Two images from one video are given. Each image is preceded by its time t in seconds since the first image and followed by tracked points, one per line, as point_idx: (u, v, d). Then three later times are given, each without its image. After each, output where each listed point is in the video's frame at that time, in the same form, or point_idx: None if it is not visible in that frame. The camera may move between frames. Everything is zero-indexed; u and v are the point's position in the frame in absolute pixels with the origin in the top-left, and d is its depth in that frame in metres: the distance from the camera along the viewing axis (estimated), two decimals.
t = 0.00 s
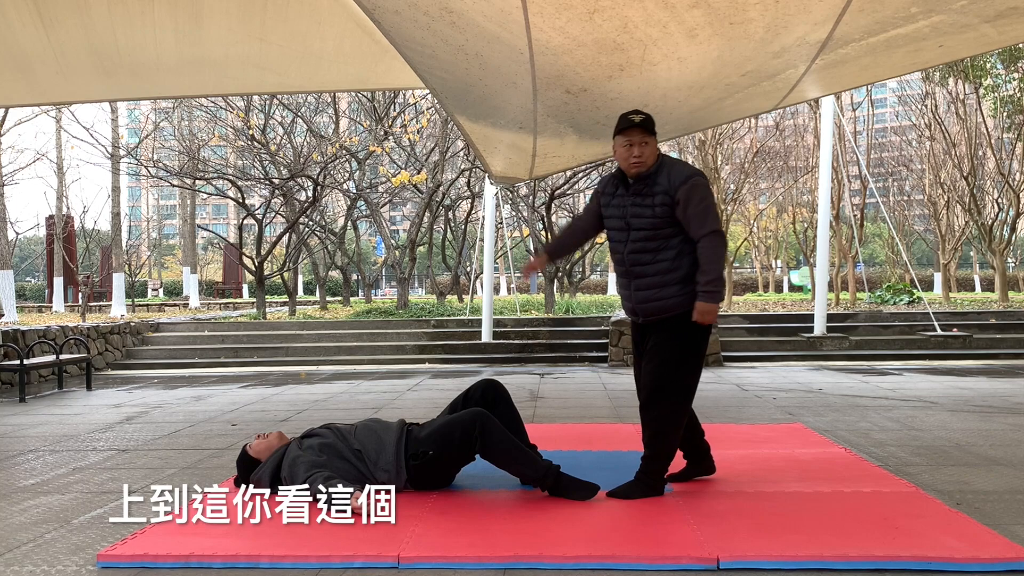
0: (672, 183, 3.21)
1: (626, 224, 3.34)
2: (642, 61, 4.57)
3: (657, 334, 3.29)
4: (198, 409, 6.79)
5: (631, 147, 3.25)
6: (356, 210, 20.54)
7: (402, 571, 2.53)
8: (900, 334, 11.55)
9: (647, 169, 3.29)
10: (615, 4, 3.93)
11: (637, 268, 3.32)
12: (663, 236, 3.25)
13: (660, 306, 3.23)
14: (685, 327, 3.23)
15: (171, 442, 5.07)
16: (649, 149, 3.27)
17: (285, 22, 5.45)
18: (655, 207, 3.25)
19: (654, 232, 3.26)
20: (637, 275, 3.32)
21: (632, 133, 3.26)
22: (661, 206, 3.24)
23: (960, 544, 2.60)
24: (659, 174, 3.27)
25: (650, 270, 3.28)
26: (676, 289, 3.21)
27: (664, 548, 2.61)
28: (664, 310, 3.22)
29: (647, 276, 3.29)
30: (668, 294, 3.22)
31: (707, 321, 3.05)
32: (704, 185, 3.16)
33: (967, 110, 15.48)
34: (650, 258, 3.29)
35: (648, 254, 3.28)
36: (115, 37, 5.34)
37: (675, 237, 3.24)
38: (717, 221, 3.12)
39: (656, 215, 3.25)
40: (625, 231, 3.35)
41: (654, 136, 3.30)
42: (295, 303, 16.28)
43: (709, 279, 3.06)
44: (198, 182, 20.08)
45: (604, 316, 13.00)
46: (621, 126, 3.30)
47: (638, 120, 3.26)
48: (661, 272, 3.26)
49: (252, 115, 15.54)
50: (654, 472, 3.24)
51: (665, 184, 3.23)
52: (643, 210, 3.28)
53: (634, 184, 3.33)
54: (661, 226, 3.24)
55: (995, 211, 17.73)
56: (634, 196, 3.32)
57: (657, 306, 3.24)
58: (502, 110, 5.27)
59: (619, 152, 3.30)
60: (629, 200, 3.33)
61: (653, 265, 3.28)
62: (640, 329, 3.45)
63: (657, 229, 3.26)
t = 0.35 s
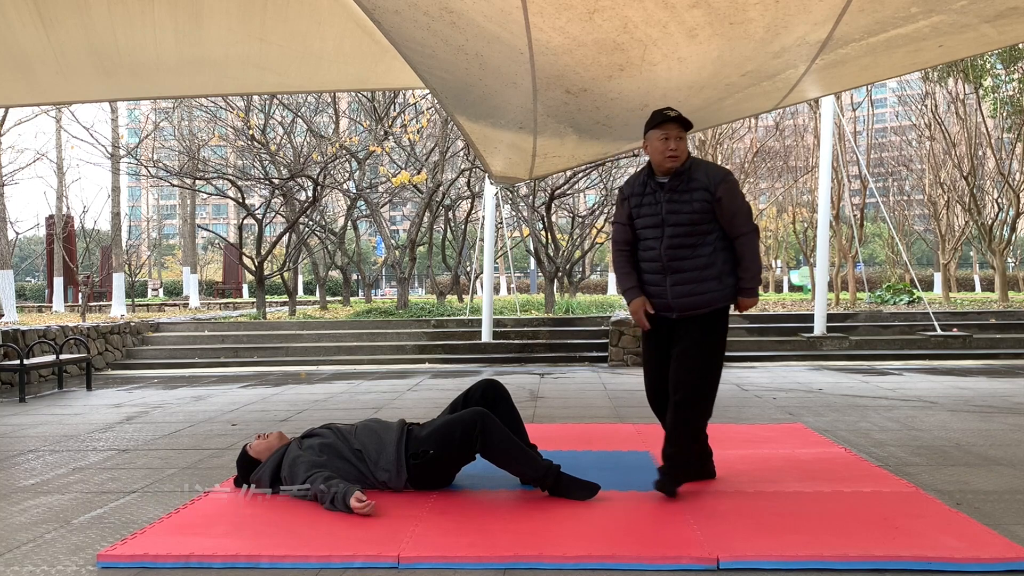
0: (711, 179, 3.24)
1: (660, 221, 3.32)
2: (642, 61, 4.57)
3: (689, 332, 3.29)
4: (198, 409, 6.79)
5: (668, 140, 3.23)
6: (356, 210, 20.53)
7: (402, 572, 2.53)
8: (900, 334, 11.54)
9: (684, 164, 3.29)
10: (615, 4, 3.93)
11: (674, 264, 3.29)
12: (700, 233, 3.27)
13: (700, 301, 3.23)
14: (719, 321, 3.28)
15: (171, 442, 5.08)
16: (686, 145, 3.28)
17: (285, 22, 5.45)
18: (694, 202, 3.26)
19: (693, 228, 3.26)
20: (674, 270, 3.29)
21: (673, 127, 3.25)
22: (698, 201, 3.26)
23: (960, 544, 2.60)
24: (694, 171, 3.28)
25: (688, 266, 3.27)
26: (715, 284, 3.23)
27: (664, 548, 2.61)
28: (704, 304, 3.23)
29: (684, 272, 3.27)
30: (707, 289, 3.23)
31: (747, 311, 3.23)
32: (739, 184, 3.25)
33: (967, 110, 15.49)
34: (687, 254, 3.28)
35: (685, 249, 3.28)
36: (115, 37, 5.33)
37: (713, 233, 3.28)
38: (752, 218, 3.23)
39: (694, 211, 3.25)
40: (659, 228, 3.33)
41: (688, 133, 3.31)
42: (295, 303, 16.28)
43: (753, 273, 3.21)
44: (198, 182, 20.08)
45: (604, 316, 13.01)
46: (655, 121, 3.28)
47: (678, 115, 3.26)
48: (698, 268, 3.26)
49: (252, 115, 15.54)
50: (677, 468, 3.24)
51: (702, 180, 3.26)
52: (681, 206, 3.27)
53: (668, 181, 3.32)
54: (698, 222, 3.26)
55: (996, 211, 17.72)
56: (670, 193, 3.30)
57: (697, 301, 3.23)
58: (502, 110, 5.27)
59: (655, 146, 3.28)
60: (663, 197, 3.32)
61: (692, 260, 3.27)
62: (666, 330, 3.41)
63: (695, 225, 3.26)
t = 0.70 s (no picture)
0: (736, 174, 3.23)
1: (683, 214, 3.32)
2: (642, 61, 4.58)
3: (715, 329, 3.28)
4: (198, 409, 6.79)
5: (699, 132, 3.25)
6: (356, 210, 20.53)
7: (402, 572, 2.52)
8: (900, 334, 11.55)
9: (707, 158, 3.28)
10: (615, 4, 3.93)
11: (694, 258, 3.29)
12: (722, 228, 3.26)
13: (717, 297, 3.22)
14: (738, 321, 3.23)
15: (171, 442, 5.08)
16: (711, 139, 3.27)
17: (285, 22, 5.45)
18: (717, 197, 3.25)
19: (714, 222, 3.25)
20: (693, 264, 3.29)
21: (700, 121, 3.27)
22: (722, 197, 3.24)
23: (960, 544, 2.60)
24: (719, 166, 3.28)
25: (708, 261, 3.26)
26: (733, 281, 3.22)
27: (665, 547, 2.61)
28: (722, 301, 3.22)
29: (704, 267, 3.26)
30: (725, 286, 3.22)
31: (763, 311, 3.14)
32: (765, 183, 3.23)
33: (967, 110, 15.49)
34: (707, 249, 3.27)
35: (705, 244, 3.27)
36: (115, 37, 5.33)
37: (734, 229, 3.25)
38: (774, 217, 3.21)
39: (717, 205, 3.25)
40: (681, 221, 3.33)
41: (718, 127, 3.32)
42: (295, 303, 16.28)
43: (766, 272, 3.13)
44: (198, 182, 20.08)
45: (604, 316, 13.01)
46: (687, 112, 3.29)
47: (705, 109, 3.27)
48: (718, 263, 3.25)
49: (253, 115, 15.54)
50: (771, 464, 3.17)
51: (726, 176, 3.25)
52: (703, 200, 3.27)
53: (693, 174, 3.32)
54: (719, 217, 3.25)
55: (995, 212, 17.72)
56: (694, 186, 3.30)
57: (714, 297, 3.22)
58: (503, 111, 5.27)
59: (684, 138, 3.29)
60: (687, 190, 3.32)
61: (712, 255, 3.26)
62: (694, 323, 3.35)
63: (717, 219, 3.25)
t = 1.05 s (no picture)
0: (792, 166, 3.12)
1: (738, 206, 3.15)
2: (642, 61, 4.58)
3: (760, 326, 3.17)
4: (198, 409, 6.79)
5: (758, 121, 3.09)
6: (356, 210, 20.53)
7: (402, 572, 2.52)
8: (900, 334, 11.54)
9: (762, 149, 3.13)
10: (615, 4, 3.93)
11: (750, 252, 3.13)
12: (777, 221, 3.12)
13: (773, 293, 3.10)
14: (785, 318, 3.13)
15: (171, 442, 5.08)
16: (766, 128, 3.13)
17: (285, 22, 5.45)
18: (774, 188, 3.11)
19: (771, 215, 3.11)
20: (749, 258, 3.13)
21: (757, 109, 3.10)
22: (779, 188, 3.11)
23: (960, 544, 2.60)
24: (774, 157, 3.15)
25: (765, 255, 3.12)
26: (788, 276, 3.11)
27: (665, 547, 2.61)
28: (775, 297, 3.10)
29: (760, 262, 3.11)
30: (780, 282, 3.10)
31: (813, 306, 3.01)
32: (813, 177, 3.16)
33: (967, 110, 15.49)
34: (763, 242, 3.12)
35: (761, 237, 3.12)
36: (115, 37, 5.33)
37: (789, 223, 3.14)
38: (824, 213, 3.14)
39: (775, 197, 3.11)
40: (735, 213, 3.15)
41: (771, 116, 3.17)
42: (295, 304, 16.28)
43: (822, 267, 3.03)
44: (198, 182, 20.08)
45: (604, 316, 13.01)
46: (745, 99, 3.10)
47: (760, 97, 3.12)
48: (774, 257, 3.11)
49: (253, 115, 15.54)
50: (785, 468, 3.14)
51: (780, 167, 3.13)
52: (760, 191, 3.12)
53: (747, 165, 3.15)
54: (777, 209, 3.11)
55: (996, 211, 17.70)
56: (748, 177, 3.14)
57: (770, 293, 3.09)
58: (503, 110, 5.27)
59: (740, 126, 3.11)
60: (740, 180, 3.15)
61: (769, 249, 3.12)
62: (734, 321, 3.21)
63: (774, 211, 3.11)
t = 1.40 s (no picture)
0: (832, 162, 3.06)
1: (786, 199, 2.99)
2: (642, 61, 4.58)
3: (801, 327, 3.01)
4: (198, 409, 6.78)
5: (802, 114, 2.97)
6: (357, 210, 20.53)
7: (402, 572, 2.52)
8: (901, 334, 11.54)
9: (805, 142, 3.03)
10: (615, 4, 3.93)
11: (801, 248, 2.97)
12: (823, 216, 3.02)
13: (823, 291, 2.96)
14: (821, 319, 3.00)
15: (171, 442, 5.08)
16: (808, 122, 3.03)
17: (285, 22, 5.45)
18: (821, 182, 3.02)
19: (819, 209, 3.00)
20: (800, 254, 2.96)
21: (801, 100, 2.99)
22: (823, 182, 3.02)
23: (960, 544, 2.60)
24: (815, 151, 3.05)
25: (814, 251, 2.98)
26: (833, 273, 3.00)
27: (665, 547, 2.61)
28: (823, 295, 2.97)
29: (810, 258, 2.97)
30: (829, 279, 2.98)
31: (863, 298, 2.93)
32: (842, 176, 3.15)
33: (967, 110, 15.49)
34: (813, 237, 2.99)
35: (810, 232, 2.98)
36: (115, 37, 5.33)
37: (831, 219, 3.05)
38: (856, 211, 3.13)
39: (821, 191, 3.01)
40: (784, 207, 3.00)
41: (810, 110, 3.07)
42: (295, 303, 16.28)
43: (869, 261, 2.98)
44: (198, 181, 20.09)
45: (604, 316, 13.01)
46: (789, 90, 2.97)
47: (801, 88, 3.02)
48: (823, 254, 2.99)
49: (253, 115, 15.54)
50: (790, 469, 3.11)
51: (822, 162, 3.04)
52: (807, 185, 3.00)
53: (792, 158, 3.02)
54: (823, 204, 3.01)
55: (995, 211, 17.69)
56: (795, 171, 3.01)
57: (822, 291, 2.95)
58: (503, 111, 5.27)
59: (783, 119, 2.98)
60: (787, 173, 3.00)
61: (819, 245, 2.99)
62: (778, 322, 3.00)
63: (820, 206, 3.01)
